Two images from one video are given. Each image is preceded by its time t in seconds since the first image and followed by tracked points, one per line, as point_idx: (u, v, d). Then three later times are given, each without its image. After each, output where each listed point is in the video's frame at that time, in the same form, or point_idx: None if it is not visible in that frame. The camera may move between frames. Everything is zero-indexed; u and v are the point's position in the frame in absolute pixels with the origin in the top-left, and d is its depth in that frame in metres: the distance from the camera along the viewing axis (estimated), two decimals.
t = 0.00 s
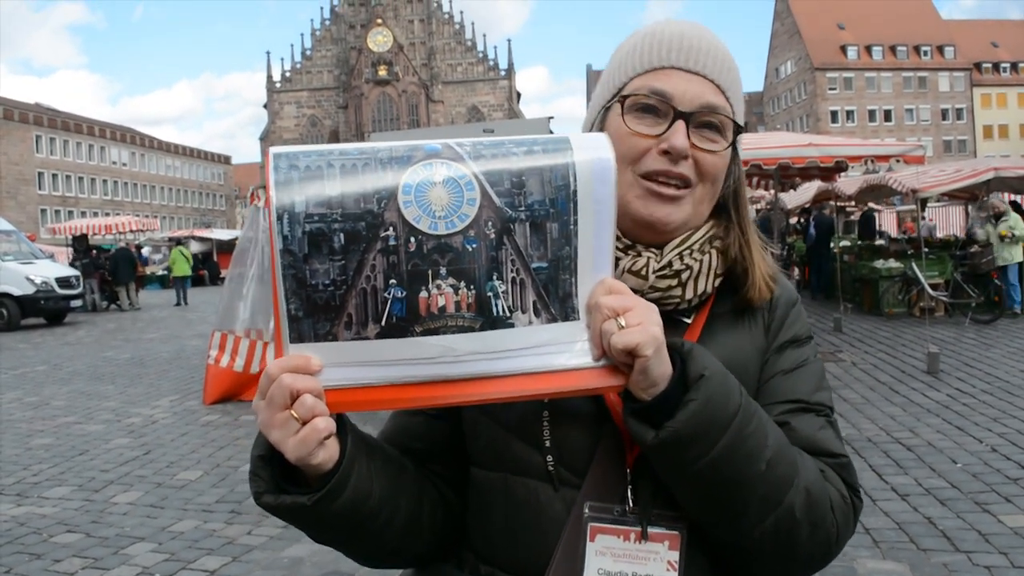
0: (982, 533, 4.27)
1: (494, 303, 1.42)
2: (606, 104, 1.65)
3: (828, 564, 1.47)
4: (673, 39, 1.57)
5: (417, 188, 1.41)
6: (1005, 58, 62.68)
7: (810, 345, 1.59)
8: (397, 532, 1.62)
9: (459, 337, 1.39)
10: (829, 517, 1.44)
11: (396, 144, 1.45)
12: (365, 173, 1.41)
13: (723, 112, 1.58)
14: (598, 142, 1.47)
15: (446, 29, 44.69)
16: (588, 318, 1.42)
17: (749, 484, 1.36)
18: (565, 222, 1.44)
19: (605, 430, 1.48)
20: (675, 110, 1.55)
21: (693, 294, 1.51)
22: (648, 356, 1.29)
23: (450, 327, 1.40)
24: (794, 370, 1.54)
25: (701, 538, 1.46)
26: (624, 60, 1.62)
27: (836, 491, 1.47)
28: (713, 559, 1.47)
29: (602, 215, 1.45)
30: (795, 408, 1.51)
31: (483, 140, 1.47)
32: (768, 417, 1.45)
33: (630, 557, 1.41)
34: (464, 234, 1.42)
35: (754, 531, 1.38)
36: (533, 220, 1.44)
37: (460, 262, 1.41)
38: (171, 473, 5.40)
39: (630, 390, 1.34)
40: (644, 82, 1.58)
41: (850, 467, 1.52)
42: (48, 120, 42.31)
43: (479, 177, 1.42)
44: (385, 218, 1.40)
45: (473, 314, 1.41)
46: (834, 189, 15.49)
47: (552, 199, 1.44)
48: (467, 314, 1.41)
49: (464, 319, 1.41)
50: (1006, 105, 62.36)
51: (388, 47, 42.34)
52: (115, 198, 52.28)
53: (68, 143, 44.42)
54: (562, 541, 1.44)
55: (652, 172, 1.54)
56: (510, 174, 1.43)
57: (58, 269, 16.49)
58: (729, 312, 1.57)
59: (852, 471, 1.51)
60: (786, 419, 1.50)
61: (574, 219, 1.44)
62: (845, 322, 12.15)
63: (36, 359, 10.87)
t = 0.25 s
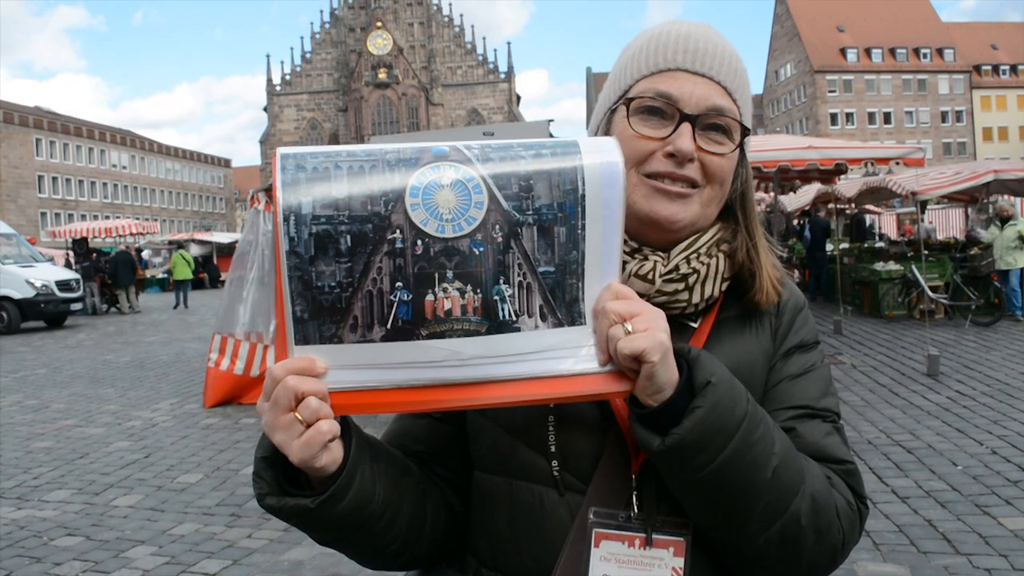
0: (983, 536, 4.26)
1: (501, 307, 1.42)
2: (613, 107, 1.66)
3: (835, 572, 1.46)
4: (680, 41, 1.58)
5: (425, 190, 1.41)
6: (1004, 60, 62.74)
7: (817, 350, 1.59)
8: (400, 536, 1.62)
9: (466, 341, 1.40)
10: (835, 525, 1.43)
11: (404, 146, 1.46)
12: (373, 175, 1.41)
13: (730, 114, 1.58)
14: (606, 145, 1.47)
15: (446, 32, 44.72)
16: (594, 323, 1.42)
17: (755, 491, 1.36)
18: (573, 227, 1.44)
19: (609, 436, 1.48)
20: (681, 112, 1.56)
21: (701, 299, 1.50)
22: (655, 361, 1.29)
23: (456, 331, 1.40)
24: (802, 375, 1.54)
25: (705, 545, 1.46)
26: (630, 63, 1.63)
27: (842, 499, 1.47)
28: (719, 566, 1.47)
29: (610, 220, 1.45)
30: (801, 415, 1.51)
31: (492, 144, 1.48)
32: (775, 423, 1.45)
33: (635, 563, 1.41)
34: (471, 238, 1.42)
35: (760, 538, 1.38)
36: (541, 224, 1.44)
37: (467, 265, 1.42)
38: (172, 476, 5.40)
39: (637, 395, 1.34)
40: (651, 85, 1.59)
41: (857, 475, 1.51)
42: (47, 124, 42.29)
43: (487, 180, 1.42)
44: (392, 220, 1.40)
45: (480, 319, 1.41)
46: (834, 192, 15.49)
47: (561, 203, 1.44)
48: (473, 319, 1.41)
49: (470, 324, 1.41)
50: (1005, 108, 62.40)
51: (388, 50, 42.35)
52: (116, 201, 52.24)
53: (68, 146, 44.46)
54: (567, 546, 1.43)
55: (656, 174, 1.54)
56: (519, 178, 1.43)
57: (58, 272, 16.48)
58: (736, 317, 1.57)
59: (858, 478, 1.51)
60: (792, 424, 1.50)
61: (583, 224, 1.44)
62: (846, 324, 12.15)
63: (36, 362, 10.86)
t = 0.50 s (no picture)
0: (981, 538, 4.27)
1: (500, 309, 1.42)
2: (625, 106, 1.63)
3: None
4: (701, 41, 1.58)
5: (426, 192, 1.41)
6: (1003, 64, 62.83)
7: (818, 356, 1.59)
8: (399, 537, 1.62)
9: (466, 343, 1.40)
10: (834, 531, 1.43)
11: (407, 148, 1.46)
12: (374, 176, 1.42)
13: (746, 117, 1.60)
14: (609, 149, 1.47)
15: (446, 34, 44.78)
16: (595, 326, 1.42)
17: (752, 495, 1.36)
18: (574, 230, 1.45)
19: (608, 439, 1.48)
20: (703, 113, 1.55)
21: (703, 302, 1.52)
22: (654, 365, 1.30)
23: (455, 333, 1.40)
24: (802, 381, 1.54)
25: (704, 551, 1.46)
26: (644, 63, 1.62)
27: (841, 505, 1.47)
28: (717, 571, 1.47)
29: (611, 224, 1.45)
30: (802, 420, 1.51)
31: (494, 147, 1.49)
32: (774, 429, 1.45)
33: (632, 568, 1.41)
34: (472, 240, 1.42)
35: (758, 543, 1.38)
36: (542, 227, 1.44)
37: (467, 267, 1.42)
38: (171, 477, 5.39)
39: (636, 399, 1.35)
40: (669, 85, 1.59)
41: (856, 481, 1.51)
42: (47, 125, 42.31)
43: (488, 183, 1.43)
44: (392, 221, 1.41)
45: (479, 321, 1.41)
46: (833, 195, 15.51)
47: (562, 206, 1.44)
48: (472, 321, 1.41)
49: (470, 325, 1.41)
50: (1004, 110, 62.47)
51: (388, 52, 42.40)
52: (115, 203, 52.26)
53: (68, 148, 44.52)
54: (565, 548, 1.43)
55: (681, 174, 1.52)
56: (519, 181, 1.44)
57: (58, 273, 16.49)
58: (739, 319, 1.57)
59: (858, 485, 1.51)
60: (792, 430, 1.50)
61: (584, 227, 1.44)
62: (845, 327, 12.16)
63: (35, 363, 10.85)
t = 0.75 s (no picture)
0: (981, 542, 4.26)
1: (500, 312, 1.43)
2: (632, 113, 1.62)
3: None
4: (711, 47, 1.58)
5: (427, 196, 1.41)
6: (1004, 68, 62.84)
7: (816, 358, 1.60)
8: (399, 539, 1.61)
9: (465, 345, 1.40)
10: (831, 535, 1.43)
11: (408, 152, 1.46)
12: (375, 180, 1.42)
13: (752, 125, 1.61)
14: (608, 154, 1.48)
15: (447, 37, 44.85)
16: (593, 330, 1.43)
17: (751, 498, 1.36)
18: (573, 234, 1.45)
19: (607, 442, 1.48)
20: (713, 120, 1.56)
21: (703, 308, 1.53)
22: (653, 368, 1.30)
23: (455, 336, 1.41)
24: (799, 385, 1.54)
25: (703, 554, 1.45)
26: (650, 69, 1.61)
27: (838, 508, 1.47)
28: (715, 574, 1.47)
29: (610, 227, 1.45)
30: (800, 424, 1.51)
31: (493, 151, 1.49)
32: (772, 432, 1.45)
33: (631, 570, 1.41)
34: (472, 243, 1.42)
35: (757, 545, 1.38)
36: (541, 231, 1.44)
37: (467, 270, 1.42)
38: (171, 479, 5.39)
39: (635, 402, 1.35)
40: (677, 93, 1.58)
41: (854, 484, 1.52)
42: (49, 126, 42.34)
43: (488, 187, 1.43)
44: (393, 224, 1.41)
45: (479, 323, 1.41)
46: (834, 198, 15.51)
47: (561, 210, 1.44)
48: (472, 323, 1.41)
49: (470, 328, 1.41)
50: (1005, 114, 62.44)
51: (389, 55, 42.43)
52: (116, 204, 52.26)
53: (69, 149, 44.54)
54: (564, 551, 1.43)
55: (696, 184, 1.51)
56: (519, 185, 1.44)
57: (58, 275, 16.49)
58: (742, 321, 1.58)
59: (856, 487, 1.51)
60: (790, 433, 1.51)
61: (583, 231, 1.45)
62: (846, 331, 12.15)
63: (36, 365, 10.85)
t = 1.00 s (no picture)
0: (981, 549, 4.26)
1: (498, 319, 1.43)
2: (630, 124, 1.62)
3: None
4: (708, 60, 1.58)
5: (426, 204, 1.41)
6: (1005, 75, 62.87)
7: (808, 365, 1.61)
8: (397, 543, 1.61)
9: (463, 351, 1.40)
10: (824, 538, 1.44)
11: (406, 160, 1.47)
12: (374, 188, 1.42)
13: (749, 138, 1.62)
14: (604, 162, 1.48)
15: (449, 42, 44.91)
16: (590, 336, 1.43)
17: (745, 502, 1.36)
18: (570, 241, 1.45)
19: (603, 447, 1.49)
20: (710, 136, 1.56)
21: (699, 317, 1.54)
22: (648, 373, 1.31)
23: (454, 342, 1.41)
24: (792, 390, 1.56)
25: (699, 558, 1.45)
26: (649, 82, 1.61)
27: (831, 511, 1.48)
28: None
29: (606, 233, 1.46)
30: (792, 428, 1.53)
31: (491, 159, 1.49)
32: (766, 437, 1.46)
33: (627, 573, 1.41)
34: (470, 250, 1.43)
35: (751, 549, 1.38)
36: (538, 238, 1.45)
37: (465, 277, 1.42)
38: (171, 483, 5.38)
39: (631, 407, 1.36)
40: (676, 107, 1.59)
41: (846, 489, 1.53)
42: (50, 129, 42.38)
43: (486, 196, 1.43)
44: (392, 232, 1.41)
45: (478, 329, 1.42)
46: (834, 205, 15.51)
47: (558, 218, 1.45)
48: (470, 330, 1.42)
49: (468, 334, 1.41)
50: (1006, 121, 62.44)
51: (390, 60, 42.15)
52: (117, 208, 52.28)
53: (70, 152, 44.57)
54: (561, 555, 1.43)
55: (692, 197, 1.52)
56: (517, 193, 1.44)
57: (58, 277, 16.48)
58: (736, 329, 1.59)
59: (847, 491, 1.53)
60: (783, 438, 1.52)
61: (579, 238, 1.45)
62: (846, 337, 12.14)
63: (35, 368, 10.85)
